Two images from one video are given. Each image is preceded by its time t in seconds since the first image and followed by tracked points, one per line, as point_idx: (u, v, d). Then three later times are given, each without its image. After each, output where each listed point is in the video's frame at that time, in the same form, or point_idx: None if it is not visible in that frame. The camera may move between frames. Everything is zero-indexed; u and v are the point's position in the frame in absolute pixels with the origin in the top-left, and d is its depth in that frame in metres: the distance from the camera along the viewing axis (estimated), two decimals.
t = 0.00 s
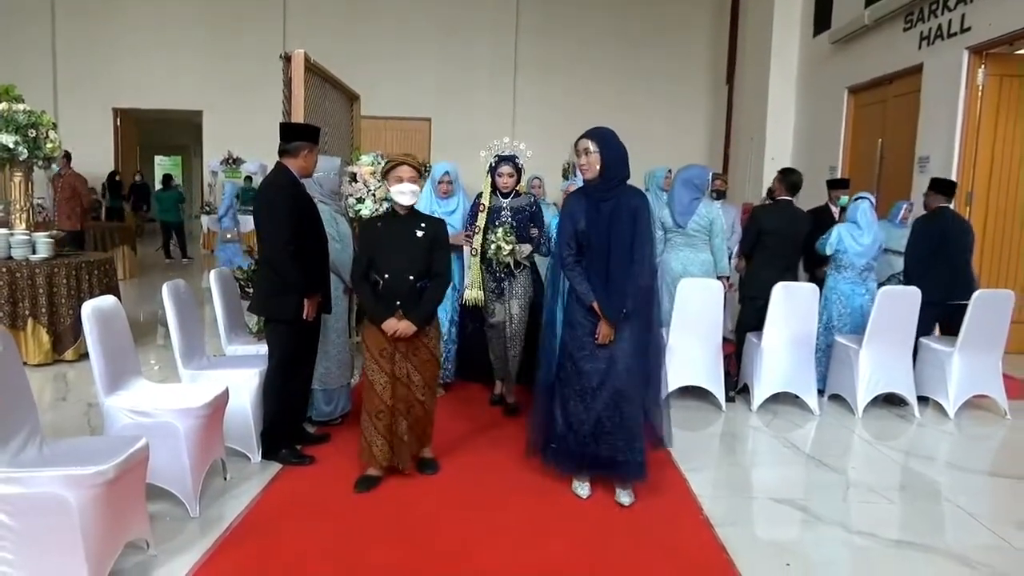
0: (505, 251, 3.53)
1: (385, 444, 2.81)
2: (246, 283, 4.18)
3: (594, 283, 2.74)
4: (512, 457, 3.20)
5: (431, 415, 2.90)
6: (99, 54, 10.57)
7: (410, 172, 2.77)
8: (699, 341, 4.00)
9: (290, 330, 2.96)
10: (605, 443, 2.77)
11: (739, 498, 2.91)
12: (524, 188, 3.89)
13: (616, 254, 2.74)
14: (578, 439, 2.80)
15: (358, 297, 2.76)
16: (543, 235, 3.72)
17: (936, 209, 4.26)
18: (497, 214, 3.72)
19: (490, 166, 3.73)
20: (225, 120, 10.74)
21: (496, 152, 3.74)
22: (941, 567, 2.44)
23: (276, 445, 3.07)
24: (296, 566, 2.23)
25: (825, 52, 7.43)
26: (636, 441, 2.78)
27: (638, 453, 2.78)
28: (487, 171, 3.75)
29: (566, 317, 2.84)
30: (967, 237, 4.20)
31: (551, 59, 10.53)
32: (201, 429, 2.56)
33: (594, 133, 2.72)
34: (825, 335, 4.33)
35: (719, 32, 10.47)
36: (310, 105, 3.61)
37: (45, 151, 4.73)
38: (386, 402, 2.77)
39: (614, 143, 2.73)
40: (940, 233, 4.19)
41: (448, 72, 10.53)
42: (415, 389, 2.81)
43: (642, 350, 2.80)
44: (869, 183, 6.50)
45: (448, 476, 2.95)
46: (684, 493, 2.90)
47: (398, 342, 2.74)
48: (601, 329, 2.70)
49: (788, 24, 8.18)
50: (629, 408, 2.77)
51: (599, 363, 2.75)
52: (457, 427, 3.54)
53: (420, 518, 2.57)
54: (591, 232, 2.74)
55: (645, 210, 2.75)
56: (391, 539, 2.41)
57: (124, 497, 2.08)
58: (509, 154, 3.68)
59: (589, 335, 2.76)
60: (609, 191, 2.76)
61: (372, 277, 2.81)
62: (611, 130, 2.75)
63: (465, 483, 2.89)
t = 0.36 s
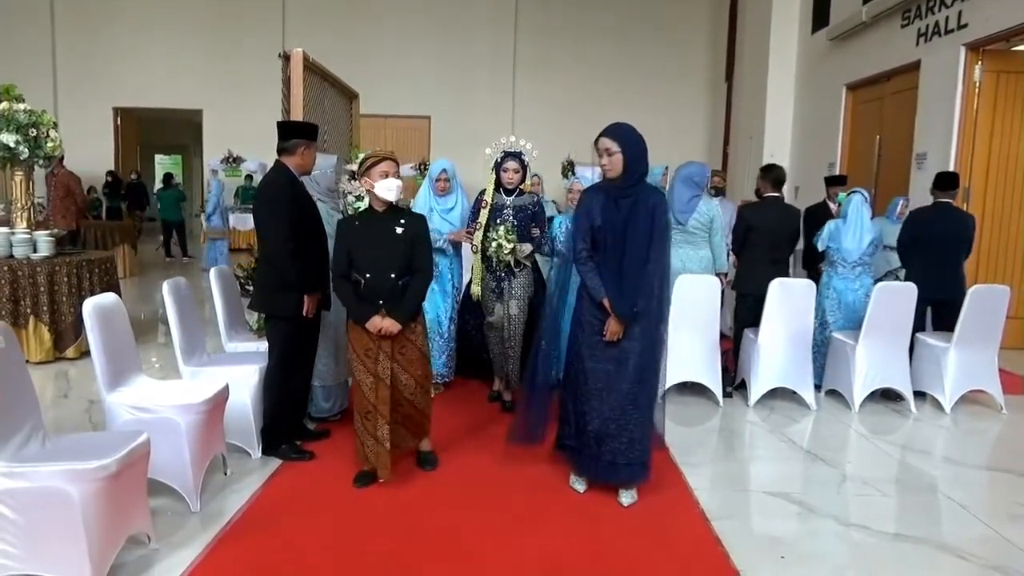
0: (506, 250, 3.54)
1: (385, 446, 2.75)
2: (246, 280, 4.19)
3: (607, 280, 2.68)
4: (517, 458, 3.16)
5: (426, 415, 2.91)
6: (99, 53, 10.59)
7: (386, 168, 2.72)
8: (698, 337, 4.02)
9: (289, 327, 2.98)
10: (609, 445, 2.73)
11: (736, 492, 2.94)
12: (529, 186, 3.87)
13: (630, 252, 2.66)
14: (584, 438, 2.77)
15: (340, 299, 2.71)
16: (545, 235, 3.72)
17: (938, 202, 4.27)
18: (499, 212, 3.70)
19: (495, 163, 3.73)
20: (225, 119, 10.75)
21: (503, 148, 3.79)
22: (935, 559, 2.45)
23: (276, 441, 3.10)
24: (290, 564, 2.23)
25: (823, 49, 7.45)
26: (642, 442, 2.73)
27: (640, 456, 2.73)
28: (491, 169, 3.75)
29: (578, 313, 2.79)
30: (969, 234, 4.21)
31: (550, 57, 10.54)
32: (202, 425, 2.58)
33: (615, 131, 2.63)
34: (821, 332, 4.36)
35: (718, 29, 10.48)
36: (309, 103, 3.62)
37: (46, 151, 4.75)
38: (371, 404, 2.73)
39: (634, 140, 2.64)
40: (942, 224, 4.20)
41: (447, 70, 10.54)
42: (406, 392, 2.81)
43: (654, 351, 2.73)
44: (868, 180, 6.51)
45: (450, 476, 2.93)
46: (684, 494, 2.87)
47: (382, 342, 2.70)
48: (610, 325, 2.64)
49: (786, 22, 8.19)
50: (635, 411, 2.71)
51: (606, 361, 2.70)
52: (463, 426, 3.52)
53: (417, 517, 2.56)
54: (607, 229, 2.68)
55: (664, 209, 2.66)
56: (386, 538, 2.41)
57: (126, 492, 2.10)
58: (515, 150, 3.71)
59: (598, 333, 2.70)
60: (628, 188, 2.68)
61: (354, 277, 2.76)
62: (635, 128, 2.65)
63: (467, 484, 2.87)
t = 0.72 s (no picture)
0: (510, 247, 3.55)
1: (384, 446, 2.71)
2: (247, 277, 4.21)
3: (619, 277, 2.66)
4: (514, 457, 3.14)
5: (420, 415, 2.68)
6: (100, 51, 10.60)
7: (375, 164, 2.60)
8: (697, 332, 4.04)
9: (290, 323, 3.00)
10: (611, 441, 2.72)
11: (735, 486, 2.95)
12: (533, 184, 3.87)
13: (645, 251, 2.65)
14: (585, 434, 2.75)
15: (336, 301, 2.59)
16: (548, 233, 3.76)
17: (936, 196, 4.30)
18: (503, 209, 3.70)
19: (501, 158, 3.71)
20: (226, 116, 10.77)
21: (507, 145, 3.76)
22: (933, 552, 2.47)
23: (278, 436, 3.11)
24: (285, 560, 2.23)
25: (823, 45, 7.45)
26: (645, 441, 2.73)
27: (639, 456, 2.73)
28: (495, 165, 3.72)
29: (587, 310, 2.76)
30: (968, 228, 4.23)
31: (551, 53, 10.54)
32: (203, 420, 2.60)
33: (634, 127, 2.59)
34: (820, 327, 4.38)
35: (718, 25, 10.47)
36: (309, 101, 3.63)
37: (48, 149, 4.77)
38: (369, 403, 2.65)
39: (652, 133, 2.59)
40: (943, 217, 4.22)
41: (448, 67, 10.55)
42: (403, 390, 2.64)
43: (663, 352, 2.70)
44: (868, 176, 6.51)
45: (448, 476, 2.91)
46: (684, 491, 2.87)
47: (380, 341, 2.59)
48: (621, 323, 2.62)
49: (786, 18, 8.19)
50: (640, 411, 2.71)
51: (614, 359, 2.68)
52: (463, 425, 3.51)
53: (412, 517, 2.55)
54: (623, 225, 2.66)
55: (681, 209, 2.64)
56: (383, 535, 2.41)
57: (128, 486, 2.12)
58: (521, 147, 3.70)
59: (606, 331, 2.67)
60: (646, 186, 2.65)
61: (350, 278, 2.64)
62: (655, 125, 2.60)
63: (465, 483, 2.85)
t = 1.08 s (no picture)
0: (512, 242, 3.55)
1: (382, 443, 2.69)
2: (253, 273, 4.23)
3: (621, 275, 2.63)
4: (505, 455, 3.13)
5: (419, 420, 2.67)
6: (107, 48, 10.64)
7: (403, 164, 2.57)
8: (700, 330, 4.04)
9: (294, 317, 3.02)
10: (610, 438, 2.70)
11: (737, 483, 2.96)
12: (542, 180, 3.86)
13: (648, 250, 2.64)
14: (582, 432, 2.71)
15: (340, 298, 2.59)
16: (555, 230, 3.75)
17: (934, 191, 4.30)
18: (511, 203, 3.68)
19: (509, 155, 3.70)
20: (232, 114, 10.81)
21: (517, 140, 3.73)
22: (933, 549, 2.48)
23: (282, 431, 3.14)
24: (286, 555, 2.24)
25: (828, 43, 7.43)
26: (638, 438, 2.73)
27: (633, 451, 2.73)
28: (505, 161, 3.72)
29: (586, 306, 2.72)
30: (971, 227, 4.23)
31: (556, 51, 10.54)
32: (208, 415, 2.62)
33: (642, 127, 2.52)
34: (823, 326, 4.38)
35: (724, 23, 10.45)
36: (313, 98, 3.65)
37: (55, 145, 4.80)
38: (365, 401, 2.66)
39: (660, 133, 2.54)
40: (945, 215, 4.21)
41: (453, 64, 10.56)
42: (402, 394, 2.62)
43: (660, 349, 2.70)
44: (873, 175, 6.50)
45: (440, 475, 2.88)
46: (681, 488, 2.88)
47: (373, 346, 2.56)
48: (622, 322, 2.59)
49: (792, 15, 8.17)
50: (636, 407, 2.71)
51: (615, 357, 2.66)
52: (456, 424, 3.49)
53: (408, 514, 2.53)
54: (627, 223, 2.63)
55: (686, 209, 2.63)
56: (380, 532, 2.40)
57: (134, 479, 2.14)
58: (529, 143, 3.67)
59: (608, 329, 2.64)
60: (654, 186, 2.63)
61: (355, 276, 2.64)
62: (662, 123, 2.55)
63: (457, 480, 2.84)
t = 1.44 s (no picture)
0: (517, 242, 3.52)
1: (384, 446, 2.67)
2: (258, 272, 4.24)
3: (620, 276, 2.59)
4: (508, 457, 3.10)
5: (422, 422, 2.65)
6: (113, 48, 10.68)
7: (431, 181, 2.53)
8: (705, 329, 4.05)
9: (300, 315, 3.04)
10: (619, 441, 2.66)
11: (743, 481, 2.97)
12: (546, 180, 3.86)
13: (645, 249, 2.62)
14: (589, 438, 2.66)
15: (351, 295, 2.56)
16: (561, 229, 3.71)
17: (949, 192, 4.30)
18: (515, 204, 3.67)
19: (513, 156, 3.67)
20: (238, 112, 10.84)
21: (520, 140, 3.70)
22: (938, 547, 2.47)
23: (287, 428, 3.16)
24: (291, 554, 2.24)
25: (834, 42, 7.42)
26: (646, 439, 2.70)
27: (642, 454, 2.70)
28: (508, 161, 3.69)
29: (585, 310, 2.68)
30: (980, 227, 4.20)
31: (561, 49, 10.54)
32: (214, 412, 2.65)
33: (628, 124, 2.51)
34: (829, 325, 4.38)
35: (729, 21, 10.43)
36: (319, 96, 3.65)
37: (62, 144, 4.82)
38: (370, 403, 2.65)
39: (645, 130, 2.54)
40: (957, 215, 4.20)
41: (458, 63, 10.57)
42: (408, 397, 2.61)
43: (662, 350, 2.67)
44: (879, 173, 6.48)
45: (443, 477, 2.86)
46: (688, 488, 2.86)
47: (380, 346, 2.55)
48: (627, 324, 2.55)
49: (797, 14, 8.15)
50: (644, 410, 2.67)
51: (618, 360, 2.61)
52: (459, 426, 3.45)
53: (416, 517, 2.51)
54: (623, 222, 2.60)
55: (679, 206, 2.63)
56: (389, 535, 2.37)
57: (140, 476, 2.16)
58: (534, 144, 3.65)
59: (610, 332, 2.60)
60: (645, 184, 2.62)
61: (367, 272, 2.62)
62: (646, 120, 2.54)
63: (461, 482, 2.82)
